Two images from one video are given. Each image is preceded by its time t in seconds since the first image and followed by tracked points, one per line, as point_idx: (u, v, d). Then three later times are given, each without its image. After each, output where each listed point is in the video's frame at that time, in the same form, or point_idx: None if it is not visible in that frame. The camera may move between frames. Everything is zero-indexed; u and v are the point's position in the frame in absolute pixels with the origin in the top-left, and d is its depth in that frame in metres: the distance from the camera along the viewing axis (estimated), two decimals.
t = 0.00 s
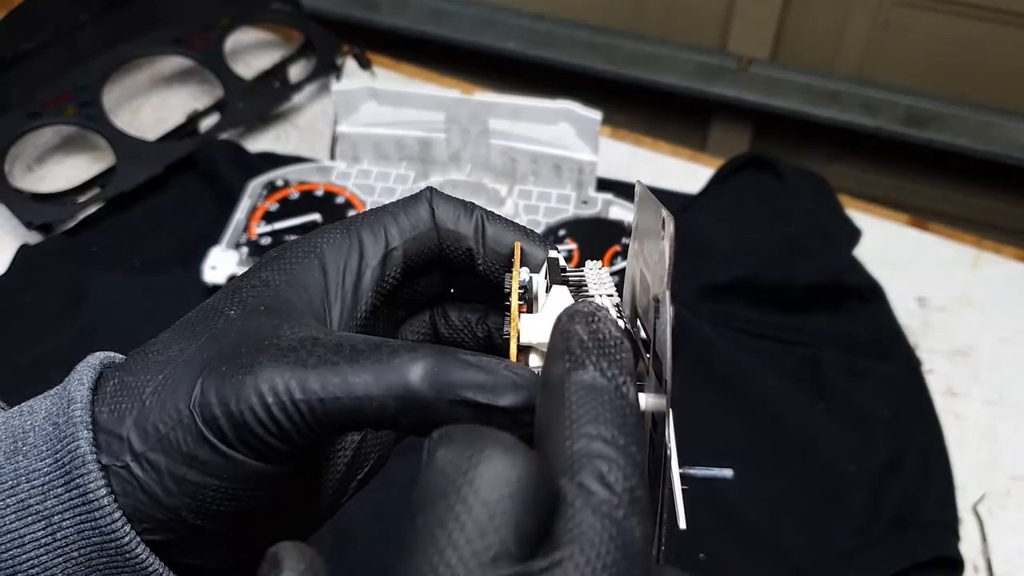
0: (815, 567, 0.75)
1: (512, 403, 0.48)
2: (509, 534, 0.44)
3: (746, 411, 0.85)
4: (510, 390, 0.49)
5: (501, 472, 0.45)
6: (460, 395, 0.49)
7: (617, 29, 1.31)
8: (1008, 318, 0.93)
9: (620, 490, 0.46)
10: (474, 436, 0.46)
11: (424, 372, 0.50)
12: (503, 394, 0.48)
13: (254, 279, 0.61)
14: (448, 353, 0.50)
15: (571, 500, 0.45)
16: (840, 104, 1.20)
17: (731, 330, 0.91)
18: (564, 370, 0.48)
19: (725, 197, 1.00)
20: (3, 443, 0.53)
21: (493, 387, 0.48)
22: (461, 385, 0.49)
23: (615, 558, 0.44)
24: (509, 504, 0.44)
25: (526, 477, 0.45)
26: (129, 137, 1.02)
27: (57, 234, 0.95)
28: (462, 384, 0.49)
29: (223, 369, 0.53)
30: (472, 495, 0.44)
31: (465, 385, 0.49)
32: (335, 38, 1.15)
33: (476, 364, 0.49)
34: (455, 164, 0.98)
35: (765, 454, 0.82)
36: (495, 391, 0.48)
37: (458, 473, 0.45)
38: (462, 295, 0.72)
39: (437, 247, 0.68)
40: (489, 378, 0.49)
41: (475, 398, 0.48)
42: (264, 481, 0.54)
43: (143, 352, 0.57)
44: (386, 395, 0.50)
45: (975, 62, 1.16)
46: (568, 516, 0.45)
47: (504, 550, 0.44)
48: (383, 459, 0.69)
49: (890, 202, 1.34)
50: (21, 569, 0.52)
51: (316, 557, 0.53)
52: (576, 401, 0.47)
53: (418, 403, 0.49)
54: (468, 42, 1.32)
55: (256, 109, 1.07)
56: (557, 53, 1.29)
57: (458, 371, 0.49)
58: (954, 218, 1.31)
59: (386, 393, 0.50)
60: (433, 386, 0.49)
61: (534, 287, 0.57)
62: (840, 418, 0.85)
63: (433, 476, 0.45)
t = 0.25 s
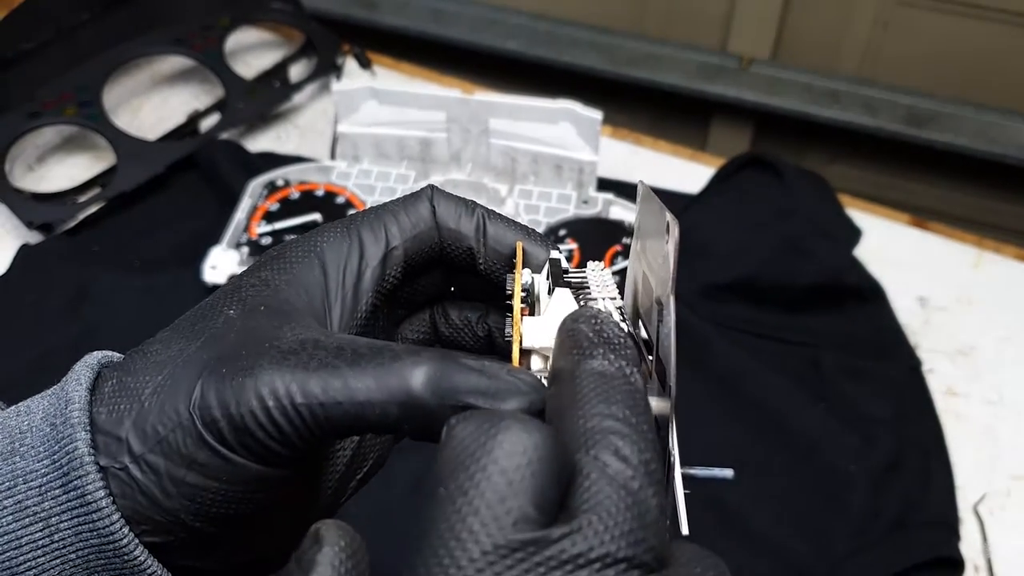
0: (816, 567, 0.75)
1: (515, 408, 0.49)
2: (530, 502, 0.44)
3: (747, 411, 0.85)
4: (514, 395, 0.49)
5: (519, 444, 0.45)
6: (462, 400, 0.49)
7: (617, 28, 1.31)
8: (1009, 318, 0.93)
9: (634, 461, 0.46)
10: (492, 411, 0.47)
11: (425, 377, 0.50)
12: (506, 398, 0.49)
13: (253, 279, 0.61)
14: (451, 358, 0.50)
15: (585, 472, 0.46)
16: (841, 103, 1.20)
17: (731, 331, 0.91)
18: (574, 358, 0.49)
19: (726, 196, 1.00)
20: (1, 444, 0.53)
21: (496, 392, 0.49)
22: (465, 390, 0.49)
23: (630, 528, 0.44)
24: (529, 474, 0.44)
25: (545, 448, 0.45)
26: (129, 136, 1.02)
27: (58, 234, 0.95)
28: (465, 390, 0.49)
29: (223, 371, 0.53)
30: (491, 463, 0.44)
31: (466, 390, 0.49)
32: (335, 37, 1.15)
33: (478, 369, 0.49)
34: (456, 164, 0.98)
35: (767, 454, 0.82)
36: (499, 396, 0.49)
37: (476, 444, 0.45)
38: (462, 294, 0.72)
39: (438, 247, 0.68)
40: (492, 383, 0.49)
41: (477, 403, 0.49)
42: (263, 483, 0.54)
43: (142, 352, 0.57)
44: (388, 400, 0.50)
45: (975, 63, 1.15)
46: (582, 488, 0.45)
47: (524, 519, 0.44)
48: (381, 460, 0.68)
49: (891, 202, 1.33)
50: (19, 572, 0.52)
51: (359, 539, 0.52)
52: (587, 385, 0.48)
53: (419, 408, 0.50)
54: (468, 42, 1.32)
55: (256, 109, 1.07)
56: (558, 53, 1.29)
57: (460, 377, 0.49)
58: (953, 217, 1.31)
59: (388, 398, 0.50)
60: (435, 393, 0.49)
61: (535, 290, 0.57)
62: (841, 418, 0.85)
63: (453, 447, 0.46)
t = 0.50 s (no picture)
0: (816, 567, 0.75)
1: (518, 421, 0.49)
2: (544, 481, 0.45)
3: (747, 411, 0.85)
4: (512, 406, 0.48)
5: (532, 423, 0.46)
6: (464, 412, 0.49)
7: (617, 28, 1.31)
8: (1010, 317, 0.93)
9: (648, 441, 0.47)
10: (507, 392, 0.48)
11: (427, 389, 0.49)
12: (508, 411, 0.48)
13: (254, 286, 0.61)
14: (452, 369, 0.50)
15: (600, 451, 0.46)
16: (842, 103, 1.20)
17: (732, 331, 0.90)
18: (587, 344, 0.51)
19: (727, 196, 1.00)
20: (2, 451, 0.53)
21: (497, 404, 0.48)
22: (464, 400, 0.49)
23: (644, 507, 0.45)
24: (543, 453, 0.45)
25: (560, 427, 0.46)
26: (130, 136, 1.02)
27: (58, 234, 0.95)
28: (466, 400, 0.49)
29: (223, 381, 0.53)
30: (505, 442, 0.45)
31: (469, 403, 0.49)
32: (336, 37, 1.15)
33: (480, 381, 0.49)
34: (456, 163, 0.98)
35: (767, 454, 0.82)
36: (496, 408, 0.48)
37: (491, 423, 0.46)
38: (461, 299, 0.72)
39: (438, 254, 0.68)
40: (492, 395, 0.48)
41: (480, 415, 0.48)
42: (264, 492, 0.54)
43: (143, 360, 0.57)
44: (389, 411, 0.50)
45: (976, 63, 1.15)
46: (597, 467, 0.46)
47: (538, 496, 0.45)
48: (381, 465, 0.68)
49: (892, 203, 1.33)
50: None
51: (371, 521, 0.51)
52: (601, 368, 0.50)
53: (421, 419, 0.50)
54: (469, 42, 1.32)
55: (257, 108, 1.07)
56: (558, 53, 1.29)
57: (461, 388, 0.49)
58: (952, 216, 1.30)
59: (390, 410, 0.50)
60: (437, 404, 0.49)
61: (535, 299, 0.58)
62: (841, 418, 0.85)
63: (468, 427, 0.47)
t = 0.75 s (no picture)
0: (816, 566, 0.75)
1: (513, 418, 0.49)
2: (541, 483, 0.45)
3: (746, 410, 0.85)
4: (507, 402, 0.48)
5: (532, 424, 0.46)
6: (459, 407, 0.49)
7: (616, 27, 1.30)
8: (1010, 317, 0.93)
9: (648, 447, 0.47)
10: (506, 392, 0.49)
11: (420, 384, 0.50)
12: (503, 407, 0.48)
13: (248, 285, 0.61)
14: (445, 364, 0.50)
15: (599, 456, 0.46)
16: (843, 102, 1.20)
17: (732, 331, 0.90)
18: (588, 350, 0.51)
19: (727, 196, 1.00)
20: None
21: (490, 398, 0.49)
22: (457, 395, 0.49)
23: (642, 513, 0.45)
24: (542, 455, 0.46)
25: (559, 430, 0.46)
26: (130, 136, 1.02)
27: (58, 234, 0.95)
28: (459, 396, 0.49)
29: (217, 378, 0.53)
30: (504, 443, 0.46)
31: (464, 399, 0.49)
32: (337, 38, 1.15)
33: (473, 375, 0.49)
34: (456, 163, 0.98)
35: (767, 454, 0.82)
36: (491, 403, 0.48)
37: (490, 425, 0.47)
38: (454, 296, 0.73)
39: (430, 250, 0.68)
40: (487, 388, 0.49)
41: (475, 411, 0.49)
42: (260, 487, 0.54)
43: (137, 359, 0.57)
44: (383, 405, 0.50)
45: (976, 63, 1.15)
46: (596, 470, 0.46)
47: (535, 499, 0.45)
48: (377, 461, 0.69)
49: (893, 203, 1.33)
50: None
51: (365, 514, 0.51)
52: (602, 374, 0.50)
53: (415, 414, 0.50)
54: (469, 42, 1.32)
55: (257, 108, 1.07)
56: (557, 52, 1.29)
57: (455, 382, 0.49)
58: (952, 216, 1.30)
59: (384, 405, 0.50)
60: (431, 398, 0.49)
61: (528, 291, 0.57)
62: (841, 417, 0.85)
63: (467, 429, 0.47)
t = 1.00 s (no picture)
0: (819, 569, 0.74)
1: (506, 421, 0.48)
2: (539, 484, 0.44)
3: (748, 410, 0.84)
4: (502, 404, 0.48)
5: (529, 425, 0.45)
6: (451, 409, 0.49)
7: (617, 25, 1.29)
8: (1015, 316, 0.92)
9: (644, 447, 0.46)
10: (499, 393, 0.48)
11: (413, 386, 0.49)
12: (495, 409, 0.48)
13: (241, 285, 0.60)
14: (438, 367, 0.50)
15: (595, 456, 0.45)
16: (845, 100, 1.19)
17: (734, 331, 0.89)
18: (584, 348, 0.50)
19: (728, 194, 1.00)
20: None
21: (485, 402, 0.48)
22: (451, 397, 0.49)
23: (640, 513, 0.43)
24: (539, 455, 0.45)
25: (555, 430, 0.45)
26: (126, 133, 1.01)
27: (56, 234, 0.94)
28: (452, 398, 0.49)
29: (209, 382, 0.52)
30: (501, 443, 0.45)
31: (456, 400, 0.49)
32: (336, 37, 1.15)
33: (467, 378, 0.49)
34: (456, 161, 0.96)
35: (769, 455, 0.81)
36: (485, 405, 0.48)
37: (486, 425, 0.46)
38: (452, 301, 0.72)
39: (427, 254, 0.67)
40: (481, 393, 0.48)
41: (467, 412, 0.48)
42: (251, 493, 0.53)
43: (128, 360, 0.56)
44: (375, 409, 0.50)
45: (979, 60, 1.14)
46: (592, 471, 0.45)
47: (533, 500, 0.44)
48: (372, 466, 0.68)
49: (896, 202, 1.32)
50: None
51: (362, 520, 0.50)
52: (597, 372, 0.49)
53: (407, 417, 0.49)
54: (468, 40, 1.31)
55: (255, 107, 1.07)
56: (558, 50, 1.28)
57: (449, 386, 0.49)
58: (955, 216, 1.29)
59: (376, 408, 0.50)
60: (423, 401, 0.49)
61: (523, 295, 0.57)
62: (844, 418, 0.84)
63: (463, 430, 0.47)
